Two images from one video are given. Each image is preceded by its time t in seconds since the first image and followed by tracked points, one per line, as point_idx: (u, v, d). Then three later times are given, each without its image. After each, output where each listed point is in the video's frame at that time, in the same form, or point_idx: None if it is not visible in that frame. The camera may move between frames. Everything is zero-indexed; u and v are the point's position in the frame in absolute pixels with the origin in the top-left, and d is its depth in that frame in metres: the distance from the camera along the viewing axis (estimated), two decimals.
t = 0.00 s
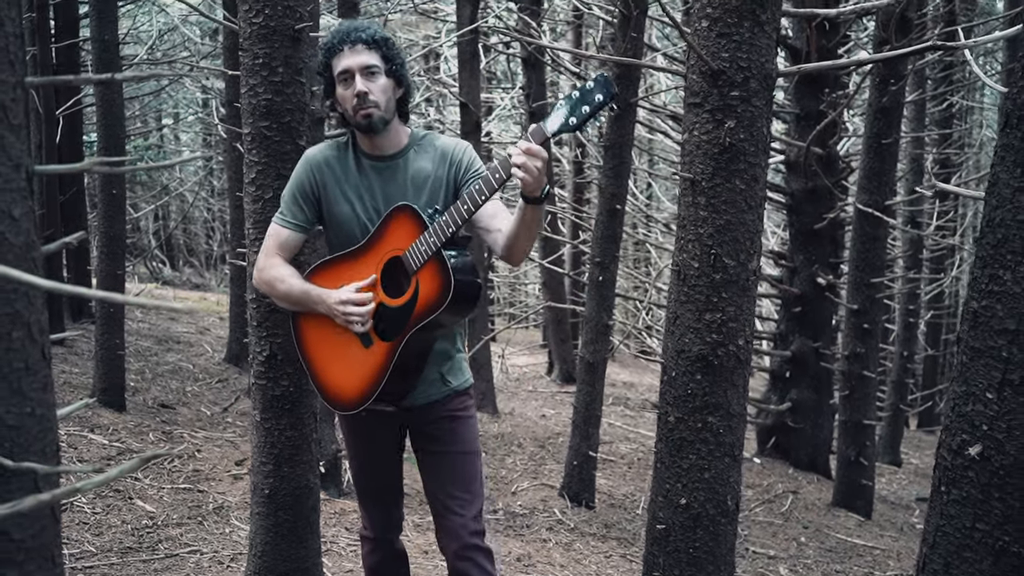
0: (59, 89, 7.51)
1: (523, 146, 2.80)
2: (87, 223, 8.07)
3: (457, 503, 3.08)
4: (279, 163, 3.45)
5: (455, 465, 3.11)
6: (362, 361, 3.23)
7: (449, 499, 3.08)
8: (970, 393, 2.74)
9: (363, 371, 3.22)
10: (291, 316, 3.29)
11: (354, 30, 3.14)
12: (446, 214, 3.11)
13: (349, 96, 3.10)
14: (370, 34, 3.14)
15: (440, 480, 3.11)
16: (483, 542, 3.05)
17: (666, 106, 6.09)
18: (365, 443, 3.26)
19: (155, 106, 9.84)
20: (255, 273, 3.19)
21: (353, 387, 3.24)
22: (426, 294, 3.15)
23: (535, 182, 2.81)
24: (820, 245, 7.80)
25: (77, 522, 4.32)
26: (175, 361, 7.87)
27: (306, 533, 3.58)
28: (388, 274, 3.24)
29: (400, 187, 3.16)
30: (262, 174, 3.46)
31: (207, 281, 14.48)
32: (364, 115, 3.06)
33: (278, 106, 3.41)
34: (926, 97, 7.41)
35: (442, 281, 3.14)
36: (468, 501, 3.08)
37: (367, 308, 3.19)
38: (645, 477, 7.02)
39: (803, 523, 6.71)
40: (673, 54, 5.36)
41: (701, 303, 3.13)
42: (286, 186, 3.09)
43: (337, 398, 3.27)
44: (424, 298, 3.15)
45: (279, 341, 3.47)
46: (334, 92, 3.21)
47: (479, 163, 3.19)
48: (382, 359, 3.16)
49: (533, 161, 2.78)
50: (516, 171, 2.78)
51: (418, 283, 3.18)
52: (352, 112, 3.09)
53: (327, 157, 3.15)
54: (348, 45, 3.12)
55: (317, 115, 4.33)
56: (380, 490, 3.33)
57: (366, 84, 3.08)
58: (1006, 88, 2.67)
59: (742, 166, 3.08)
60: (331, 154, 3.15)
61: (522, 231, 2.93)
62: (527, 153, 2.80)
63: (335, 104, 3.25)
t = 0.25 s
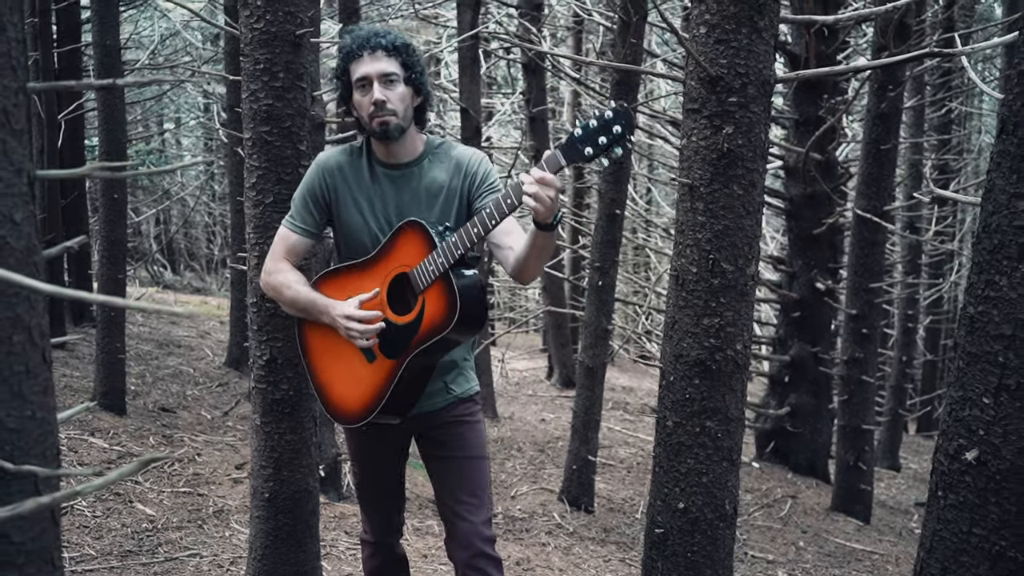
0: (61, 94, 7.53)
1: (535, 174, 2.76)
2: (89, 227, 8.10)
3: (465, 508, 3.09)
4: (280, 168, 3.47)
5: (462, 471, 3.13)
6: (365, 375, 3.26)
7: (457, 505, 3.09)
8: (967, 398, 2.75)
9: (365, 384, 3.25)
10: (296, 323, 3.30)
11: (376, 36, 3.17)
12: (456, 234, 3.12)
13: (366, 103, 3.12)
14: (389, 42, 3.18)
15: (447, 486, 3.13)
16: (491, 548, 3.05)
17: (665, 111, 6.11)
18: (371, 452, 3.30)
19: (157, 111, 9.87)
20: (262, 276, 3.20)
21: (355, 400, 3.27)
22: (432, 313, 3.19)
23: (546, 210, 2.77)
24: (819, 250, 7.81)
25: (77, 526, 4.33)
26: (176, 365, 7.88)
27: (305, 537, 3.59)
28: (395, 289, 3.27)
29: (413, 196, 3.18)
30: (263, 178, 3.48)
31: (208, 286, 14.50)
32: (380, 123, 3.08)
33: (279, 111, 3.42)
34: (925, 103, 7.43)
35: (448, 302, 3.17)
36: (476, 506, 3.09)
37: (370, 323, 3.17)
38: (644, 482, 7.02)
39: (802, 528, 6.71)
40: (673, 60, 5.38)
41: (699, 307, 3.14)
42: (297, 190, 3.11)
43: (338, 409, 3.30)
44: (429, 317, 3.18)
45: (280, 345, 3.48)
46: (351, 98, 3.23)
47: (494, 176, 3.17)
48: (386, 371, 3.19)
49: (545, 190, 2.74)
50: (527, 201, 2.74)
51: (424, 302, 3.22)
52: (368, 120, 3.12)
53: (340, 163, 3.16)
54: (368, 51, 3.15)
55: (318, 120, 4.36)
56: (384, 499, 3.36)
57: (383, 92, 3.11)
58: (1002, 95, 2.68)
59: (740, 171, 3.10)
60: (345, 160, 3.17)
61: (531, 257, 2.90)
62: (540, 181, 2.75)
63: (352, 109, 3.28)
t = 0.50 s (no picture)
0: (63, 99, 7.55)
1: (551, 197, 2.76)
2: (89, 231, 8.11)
3: (472, 516, 3.08)
4: (279, 173, 3.49)
5: (469, 478, 3.13)
6: (372, 386, 3.33)
7: (463, 513, 3.09)
8: (963, 402, 2.75)
9: (371, 396, 3.31)
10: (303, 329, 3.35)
11: (401, 43, 3.18)
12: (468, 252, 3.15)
13: (386, 110, 3.12)
14: (414, 49, 3.18)
15: (453, 494, 3.14)
16: (497, 557, 3.04)
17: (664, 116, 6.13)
18: (377, 460, 3.32)
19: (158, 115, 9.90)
20: (268, 278, 3.20)
21: (362, 410, 3.34)
22: (440, 330, 3.24)
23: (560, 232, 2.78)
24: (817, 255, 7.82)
25: (77, 528, 4.34)
26: (176, 369, 7.90)
27: (304, 540, 3.60)
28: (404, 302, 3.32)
29: (425, 205, 3.20)
30: (262, 183, 3.49)
31: (209, 289, 14.52)
32: (398, 132, 3.09)
33: (279, 115, 3.44)
34: (923, 109, 7.45)
35: (456, 320, 3.21)
36: (483, 514, 3.08)
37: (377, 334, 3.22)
38: (643, 485, 7.03)
39: (801, 532, 6.71)
40: (672, 65, 5.40)
41: (697, 312, 3.15)
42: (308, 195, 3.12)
43: (344, 417, 3.37)
44: (437, 333, 3.23)
45: (279, 349, 3.49)
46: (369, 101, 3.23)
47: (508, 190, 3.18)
48: (393, 383, 3.24)
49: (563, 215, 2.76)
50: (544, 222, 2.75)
51: (432, 317, 3.27)
52: (385, 127, 3.12)
53: (352, 168, 3.18)
54: (392, 58, 3.16)
55: (318, 124, 4.39)
56: (389, 509, 3.38)
57: (404, 101, 3.11)
58: (997, 102, 2.69)
59: (738, 176, 3.11)
60: (358, 167, 3.18)
61: (541, 276, 2.91)
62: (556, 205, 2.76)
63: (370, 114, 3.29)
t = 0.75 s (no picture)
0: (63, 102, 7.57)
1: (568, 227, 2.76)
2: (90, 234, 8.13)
3: (474, 525, 3.09)
4: (278, 176, 3.50)
5: (473, 486, 3.15)
6: (376, 399, 3.32)
7: (466, 522, 3.10)
8: (959, 406, 2.76)
9: (373, 407, 3.32)
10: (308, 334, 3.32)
11: (423, 50, 3.20)
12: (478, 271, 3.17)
13: (404, 116, 3.14)
14: (437, 57, 3.21)
15: (456, 501, 3.16)
16: (498, 566, 3.05)
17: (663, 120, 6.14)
18: (380, 464, 3.34)
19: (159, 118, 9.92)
20: (275, 280, 3.18)
21: (363, 421, 3.34)
22: (447, 347, 3.23)
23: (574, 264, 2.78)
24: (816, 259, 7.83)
25: (76, 531, 4.34)
26: (176, 372, 7.91)
27: (303, 543, 3.61)
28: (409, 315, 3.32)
29: (435, 213, 3.20)
30: (262, 186, 3.50)
31: (209, 292, 14.52)
32: (415, 139, 3.10)
33: (278, 119, 3.45)
34: (921, 113, 7.46)
35: (464, 340, 3.21)
36: (485, 524, 3.09)
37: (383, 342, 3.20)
38: (642, 488, 7.03)
39: (799, 535, 6.71)
40: (671, 69, 5.41)
41: (695, 315, 3.16)
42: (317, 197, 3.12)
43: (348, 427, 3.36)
44: (444, 350, 3.22)
45: (278, 352, 3.50)
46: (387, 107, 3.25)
47: (519, 202, 3.20)
48: (397, 396, 3.24)
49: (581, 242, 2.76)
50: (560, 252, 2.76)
51: (438, 333, 3.25)
52: (402, 133, 3.14)
53: (363, 173, 3.18)
54: (414, 64, 3.17)
55: (317, 128, 4.41)
56: (391, 516, 3.39)
57: (422, 108, 3.14)
58: (993, 106, 2.70)
59: (735, 180, 3.12)
60: (370, 172, 3.19)
61: (548, 297, 2.90)
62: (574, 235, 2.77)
63: (385, 117, 3.30)
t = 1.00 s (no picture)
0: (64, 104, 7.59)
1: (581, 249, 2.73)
2: (91, 235, 8.15)
3: (477, 530, 3.07)
4: (278, 177, 3.50)
5: (474, 490, 3.13)
6: (382, 406, 3.34)
7: (470, 526, 3.08)
8: (958, 406, 2.77)
9: (376, 413, 3.34)
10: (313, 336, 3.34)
11: (447, 57, 3.12)
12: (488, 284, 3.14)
13: (423, 123, 3.07)
14: (460, 65, 3.13)
15: (458, 506, 3.14)
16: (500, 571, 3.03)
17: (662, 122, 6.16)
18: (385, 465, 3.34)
19: (160, 119, 9.93)
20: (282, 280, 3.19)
21: (366, 426, 3.37)
22: (453, 360, 3.23)
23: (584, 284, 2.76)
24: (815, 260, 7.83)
25: (77, 531, 4.34)
26: (176, 372, 7.92)
27: (303, 543, 3.62)
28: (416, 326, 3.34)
29: (445, 220, 3.17)
30: (262, 187, 3.51)
31: (210, 293, 14.53)
32: (433, 148, 3.05)
33: (278, 120, 3.46)
34: (920, 114, 7.47)
35: (470, 354, 3.20)
36: (488, 528, 3.07)
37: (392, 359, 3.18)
38: (642, 488, 7.04)
39: (799, 535, 6.72)
40: (670, 70, 5.42)
41: (694, 316, 3.17)
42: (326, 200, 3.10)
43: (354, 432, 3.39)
44: (450, 363, 3.23)
45: (278, 352, 3.51)
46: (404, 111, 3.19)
47: (531, 212, 3.16)
48: (403, 404, 3.25)
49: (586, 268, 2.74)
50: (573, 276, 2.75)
51: (446, 345, 3.27)
52: (419, 140, 3.08)
53: (373, 177, 3.15)
54: (437, 71, 3.10)
55: (317, 130, 4.43)
56: (394, 518, 3.40)
57: (443, 118, 3.07)
58: (991, 107, 2.70)
59: (734, 181, 3.12)
60: (381, 176, 3.15)
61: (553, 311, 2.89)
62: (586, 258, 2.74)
63: (402, 119, 3.24)
